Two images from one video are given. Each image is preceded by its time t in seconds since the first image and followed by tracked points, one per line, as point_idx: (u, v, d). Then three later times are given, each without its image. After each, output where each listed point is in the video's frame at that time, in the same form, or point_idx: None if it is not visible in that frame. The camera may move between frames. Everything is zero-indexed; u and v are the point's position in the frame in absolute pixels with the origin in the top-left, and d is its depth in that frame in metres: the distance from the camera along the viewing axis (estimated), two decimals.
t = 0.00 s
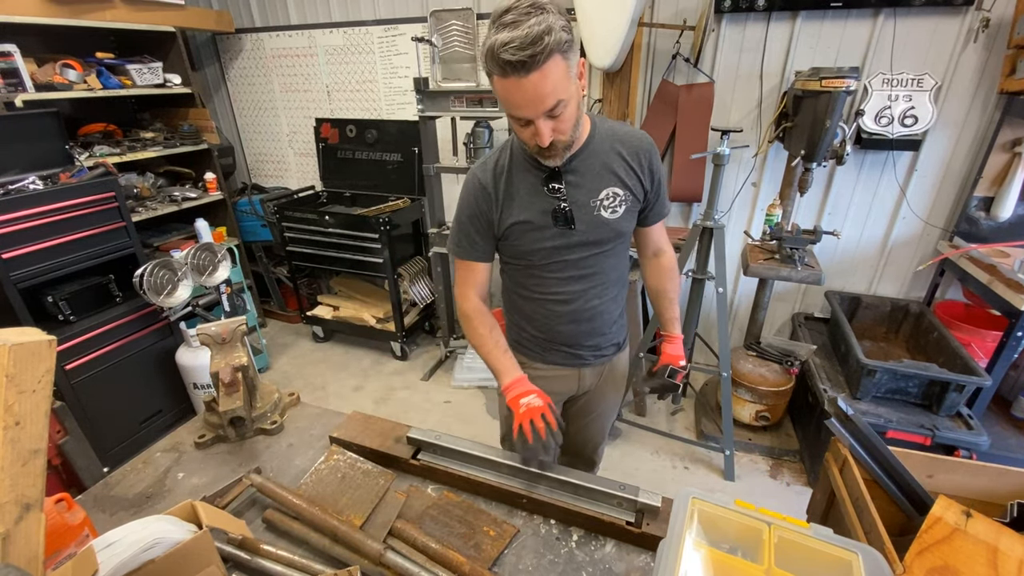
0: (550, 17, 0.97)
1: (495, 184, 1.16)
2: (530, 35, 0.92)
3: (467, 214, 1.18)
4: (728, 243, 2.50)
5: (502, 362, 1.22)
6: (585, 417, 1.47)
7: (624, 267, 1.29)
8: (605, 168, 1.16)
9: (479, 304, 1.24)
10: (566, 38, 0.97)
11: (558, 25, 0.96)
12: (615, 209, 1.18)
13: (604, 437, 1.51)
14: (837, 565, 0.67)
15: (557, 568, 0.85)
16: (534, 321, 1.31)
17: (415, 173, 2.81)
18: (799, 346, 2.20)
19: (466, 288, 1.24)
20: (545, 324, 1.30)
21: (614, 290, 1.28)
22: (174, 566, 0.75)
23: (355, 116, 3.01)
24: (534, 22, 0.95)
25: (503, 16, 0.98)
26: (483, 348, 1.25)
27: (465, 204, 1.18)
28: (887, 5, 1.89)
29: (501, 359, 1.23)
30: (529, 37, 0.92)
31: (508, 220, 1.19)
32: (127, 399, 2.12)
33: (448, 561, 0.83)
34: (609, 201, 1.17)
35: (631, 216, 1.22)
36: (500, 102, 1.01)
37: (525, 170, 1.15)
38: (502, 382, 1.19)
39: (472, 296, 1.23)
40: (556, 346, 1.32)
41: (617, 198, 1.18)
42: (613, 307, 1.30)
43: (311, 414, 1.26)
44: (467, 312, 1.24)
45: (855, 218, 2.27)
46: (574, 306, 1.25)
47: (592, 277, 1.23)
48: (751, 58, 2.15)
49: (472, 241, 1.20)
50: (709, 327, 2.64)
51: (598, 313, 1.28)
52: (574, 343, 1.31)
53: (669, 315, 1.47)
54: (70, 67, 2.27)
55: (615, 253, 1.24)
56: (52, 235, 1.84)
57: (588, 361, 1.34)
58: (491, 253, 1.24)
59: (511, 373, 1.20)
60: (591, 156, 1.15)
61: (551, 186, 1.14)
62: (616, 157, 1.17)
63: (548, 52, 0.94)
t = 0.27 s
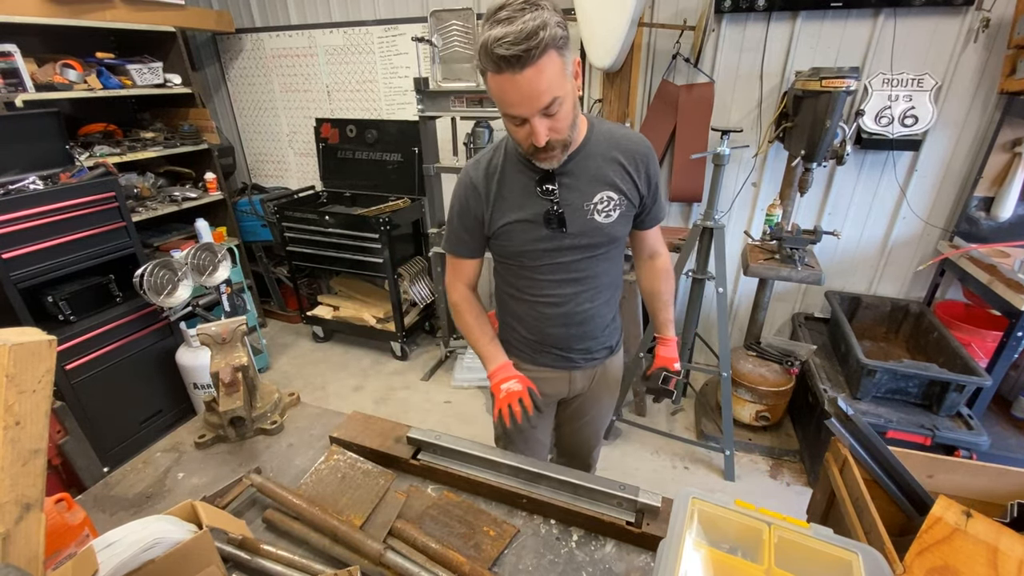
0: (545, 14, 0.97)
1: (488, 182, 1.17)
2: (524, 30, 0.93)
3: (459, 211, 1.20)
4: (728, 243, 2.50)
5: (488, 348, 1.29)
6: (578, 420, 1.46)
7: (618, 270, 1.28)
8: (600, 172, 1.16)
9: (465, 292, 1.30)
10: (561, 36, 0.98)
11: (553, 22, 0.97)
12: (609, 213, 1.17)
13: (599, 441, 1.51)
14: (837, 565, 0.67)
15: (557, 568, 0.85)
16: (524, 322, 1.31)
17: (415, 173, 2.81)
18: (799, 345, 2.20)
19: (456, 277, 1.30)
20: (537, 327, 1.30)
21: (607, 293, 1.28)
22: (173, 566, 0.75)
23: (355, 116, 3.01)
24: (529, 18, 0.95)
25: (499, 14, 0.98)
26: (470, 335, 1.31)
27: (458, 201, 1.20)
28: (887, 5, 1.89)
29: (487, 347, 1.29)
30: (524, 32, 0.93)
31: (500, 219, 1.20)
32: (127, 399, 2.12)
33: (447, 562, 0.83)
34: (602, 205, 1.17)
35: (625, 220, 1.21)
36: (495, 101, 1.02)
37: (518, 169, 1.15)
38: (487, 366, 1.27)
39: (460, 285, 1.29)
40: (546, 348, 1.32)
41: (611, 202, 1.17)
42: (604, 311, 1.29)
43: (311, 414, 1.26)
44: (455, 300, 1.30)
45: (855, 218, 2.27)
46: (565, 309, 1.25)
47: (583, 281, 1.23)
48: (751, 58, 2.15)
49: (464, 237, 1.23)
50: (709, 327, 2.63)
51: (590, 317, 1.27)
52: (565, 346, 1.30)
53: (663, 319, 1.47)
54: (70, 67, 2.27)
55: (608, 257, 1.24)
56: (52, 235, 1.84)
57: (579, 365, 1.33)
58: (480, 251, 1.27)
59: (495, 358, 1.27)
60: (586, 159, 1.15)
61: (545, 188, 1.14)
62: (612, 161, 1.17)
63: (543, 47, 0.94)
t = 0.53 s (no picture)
0: (530, 11, 0.98)
1: (476, 178, 1.18)
2: (509, 26, 0.93)
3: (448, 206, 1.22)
4: (729, 243, 2.50)
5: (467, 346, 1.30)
6: (573, 424, 1.46)
7: (609, 272, 1.28)
8: (589, 171, 1.16)
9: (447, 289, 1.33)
10: (547, 33, 0.98)
11: (539, 19, 0.97)
12: (597, 212, 1.17)
13: (593, 446, 1.51)
14: (837, 566, 0.67)
15: (557, 568, 0.85)
16: (514, 322, 1.32)
17: (415, 173, 2.81)
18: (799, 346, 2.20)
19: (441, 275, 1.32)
20: (527, 328, 1.30)
21: (597, 294, 1.27)
22: (174, 566, 0.75)
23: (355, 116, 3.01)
24: (515, 14, 0.96)
25: (485, 10, 0.98)
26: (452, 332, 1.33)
27: (445, 196, 1.22)
28: (888, 5, 1.89)
29: (466, 346, 1.30)
30: (509, 28, 0.93)
31: (488, 216, 1.20)
32: (127, 399, 2.12)
33: (448, 562, 0.83)
34: (591, 204, 1.17)
35: (614, 221, 1.21)
36: (482, 99, 1.02)
37: (507, 165, 1.16)
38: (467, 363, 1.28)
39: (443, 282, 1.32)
40: (536, 349, 1.32)
41: (599, 201, 1.17)
42: (595, 313, 1.29)
43: (311, 414, 1.26)
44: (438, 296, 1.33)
45: (856, 218, 2.27)
46: (554, 310, 1.25)
47: (572, 282, 1.23)
48: (751, 58, 2.15)
49: (451, 232, 1.25)
50: (710, 327, 2.63)
51: (579, 319, 1.27)
52: (555, 348, 1.30)
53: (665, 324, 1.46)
54: (70, 67, 2.27)
55: (598, 257, 1.23)
56: (52, 236, 1.84)
57: (569, 366, 1.33)
58: (467, 246, 1.29)
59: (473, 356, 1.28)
60: (575, 158, 1.15)
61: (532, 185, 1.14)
62: (602, 160, 1.17)
63: (529, 43, 0.94)
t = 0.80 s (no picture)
0: None
1: (578, 162, 0.93)
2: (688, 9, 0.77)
3: (525, 184, 0.94)
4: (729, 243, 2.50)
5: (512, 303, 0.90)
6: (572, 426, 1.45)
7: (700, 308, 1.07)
8: (705, 182, 0.94)
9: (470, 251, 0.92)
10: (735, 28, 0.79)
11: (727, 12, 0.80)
12: (710, 233, 0.95)
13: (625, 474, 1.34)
14: (838, 565, 0.67)
15: (557, 568, 0.85)
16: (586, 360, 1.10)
17: (414, 173, 2.82)
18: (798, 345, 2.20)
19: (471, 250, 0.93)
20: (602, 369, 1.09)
21: (684, 333, 1.07)
22: (174, 567, 0.75)
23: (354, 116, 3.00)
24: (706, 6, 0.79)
25: None
26: (477, 302, 0.90)
27: (537, 168, 0.94)
28: (887, 4, 1.89)
29: (502, 303, 0.89)
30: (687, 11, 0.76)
31: (568, 217, 0.96)
32: (127, 399, 2.12)
33: (448, 561, 0.83)
34: (704, 222, 0.95)
35: (726, 245, 0.98)
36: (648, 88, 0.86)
37: (620, 154, 0.92)
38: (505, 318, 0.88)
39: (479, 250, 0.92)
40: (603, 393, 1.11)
41: (715, 219, 0.95)
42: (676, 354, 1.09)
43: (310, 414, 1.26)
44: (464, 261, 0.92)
45: (855, 216, 2.27)
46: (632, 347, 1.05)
47: (659, 314, 1.02)
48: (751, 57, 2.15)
49: (516, 213, 0.93)
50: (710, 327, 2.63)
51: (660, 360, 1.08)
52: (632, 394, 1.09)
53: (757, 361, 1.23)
54: (70, 67, 2.27)
55: (694, 288, 1.01)
56: (52, 236, 1.84)
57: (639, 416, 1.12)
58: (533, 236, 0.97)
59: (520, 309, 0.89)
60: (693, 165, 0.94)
61: (642, 192, 0.92)
62: (722, 171, 0.95)
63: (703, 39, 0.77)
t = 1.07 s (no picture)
0: None
1: (628, 165, 0.89)
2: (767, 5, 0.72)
3: (568, 189, 0.88)
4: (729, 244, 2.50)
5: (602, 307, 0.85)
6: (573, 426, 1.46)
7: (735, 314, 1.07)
8: (756, 188, 0.94)
9: (535, 277, 0.87)
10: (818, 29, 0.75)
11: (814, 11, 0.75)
12: (759, 239, 0.95)
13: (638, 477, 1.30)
14: (838, 566, 0.67)
15: (557, 568, 0.85)
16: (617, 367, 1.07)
17: (414, 173, 2.82)
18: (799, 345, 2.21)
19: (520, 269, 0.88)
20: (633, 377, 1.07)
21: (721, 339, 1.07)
22: (174, 567, 0.75)
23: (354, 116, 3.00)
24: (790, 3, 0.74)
25: None
26: (568, 319, 0.86)
27: (582, 171, 0.90)
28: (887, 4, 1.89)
29: (599, 310, 0.85)
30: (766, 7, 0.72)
31: (621, 223, 0.91)
32: (127, 399, 2.11)
33: (448, 562, 0.83)
34: (754, 228, 0.94)
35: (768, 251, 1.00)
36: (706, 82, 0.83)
37: (668, 155, 0.90)
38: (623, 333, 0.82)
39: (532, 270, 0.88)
40: (634, 400, 1.10)
41: (763, 226, 0.95)
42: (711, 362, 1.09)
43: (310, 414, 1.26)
44: (519, 286, 0.87)
45: (855, 216, 2.27)
46: (671, 356, 1.04)
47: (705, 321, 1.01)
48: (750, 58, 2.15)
49: (561, 221, 0.88)
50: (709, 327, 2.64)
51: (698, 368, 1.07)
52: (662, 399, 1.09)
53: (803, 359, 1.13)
54: (70, 67, 2.27)
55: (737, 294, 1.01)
56: (52, 236, 1.84)
57: (667, 422, 1.12)
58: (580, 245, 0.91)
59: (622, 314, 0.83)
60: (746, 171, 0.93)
61: (696, 195, 0.89)
62: (770, 179, 0.96)
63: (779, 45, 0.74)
